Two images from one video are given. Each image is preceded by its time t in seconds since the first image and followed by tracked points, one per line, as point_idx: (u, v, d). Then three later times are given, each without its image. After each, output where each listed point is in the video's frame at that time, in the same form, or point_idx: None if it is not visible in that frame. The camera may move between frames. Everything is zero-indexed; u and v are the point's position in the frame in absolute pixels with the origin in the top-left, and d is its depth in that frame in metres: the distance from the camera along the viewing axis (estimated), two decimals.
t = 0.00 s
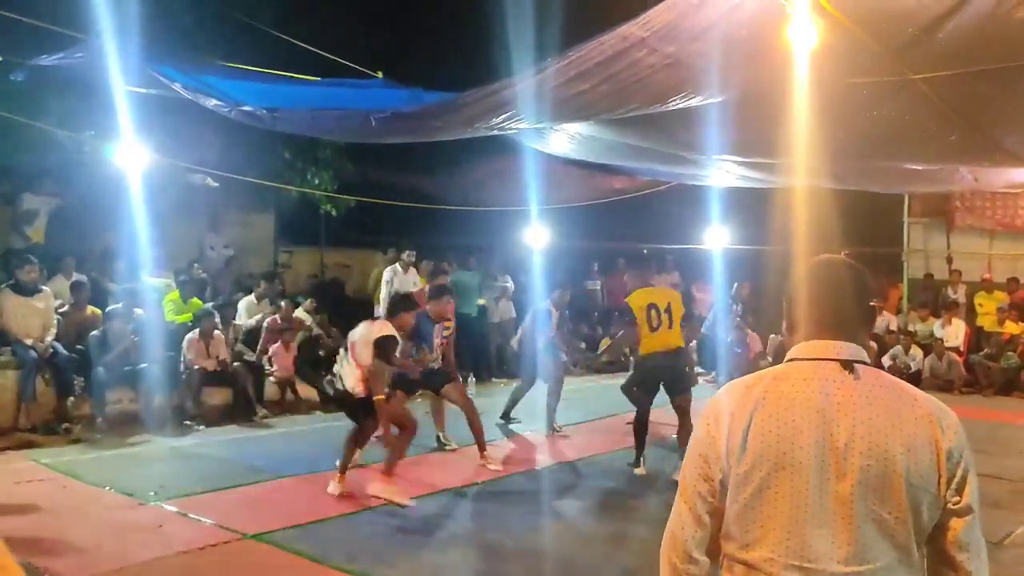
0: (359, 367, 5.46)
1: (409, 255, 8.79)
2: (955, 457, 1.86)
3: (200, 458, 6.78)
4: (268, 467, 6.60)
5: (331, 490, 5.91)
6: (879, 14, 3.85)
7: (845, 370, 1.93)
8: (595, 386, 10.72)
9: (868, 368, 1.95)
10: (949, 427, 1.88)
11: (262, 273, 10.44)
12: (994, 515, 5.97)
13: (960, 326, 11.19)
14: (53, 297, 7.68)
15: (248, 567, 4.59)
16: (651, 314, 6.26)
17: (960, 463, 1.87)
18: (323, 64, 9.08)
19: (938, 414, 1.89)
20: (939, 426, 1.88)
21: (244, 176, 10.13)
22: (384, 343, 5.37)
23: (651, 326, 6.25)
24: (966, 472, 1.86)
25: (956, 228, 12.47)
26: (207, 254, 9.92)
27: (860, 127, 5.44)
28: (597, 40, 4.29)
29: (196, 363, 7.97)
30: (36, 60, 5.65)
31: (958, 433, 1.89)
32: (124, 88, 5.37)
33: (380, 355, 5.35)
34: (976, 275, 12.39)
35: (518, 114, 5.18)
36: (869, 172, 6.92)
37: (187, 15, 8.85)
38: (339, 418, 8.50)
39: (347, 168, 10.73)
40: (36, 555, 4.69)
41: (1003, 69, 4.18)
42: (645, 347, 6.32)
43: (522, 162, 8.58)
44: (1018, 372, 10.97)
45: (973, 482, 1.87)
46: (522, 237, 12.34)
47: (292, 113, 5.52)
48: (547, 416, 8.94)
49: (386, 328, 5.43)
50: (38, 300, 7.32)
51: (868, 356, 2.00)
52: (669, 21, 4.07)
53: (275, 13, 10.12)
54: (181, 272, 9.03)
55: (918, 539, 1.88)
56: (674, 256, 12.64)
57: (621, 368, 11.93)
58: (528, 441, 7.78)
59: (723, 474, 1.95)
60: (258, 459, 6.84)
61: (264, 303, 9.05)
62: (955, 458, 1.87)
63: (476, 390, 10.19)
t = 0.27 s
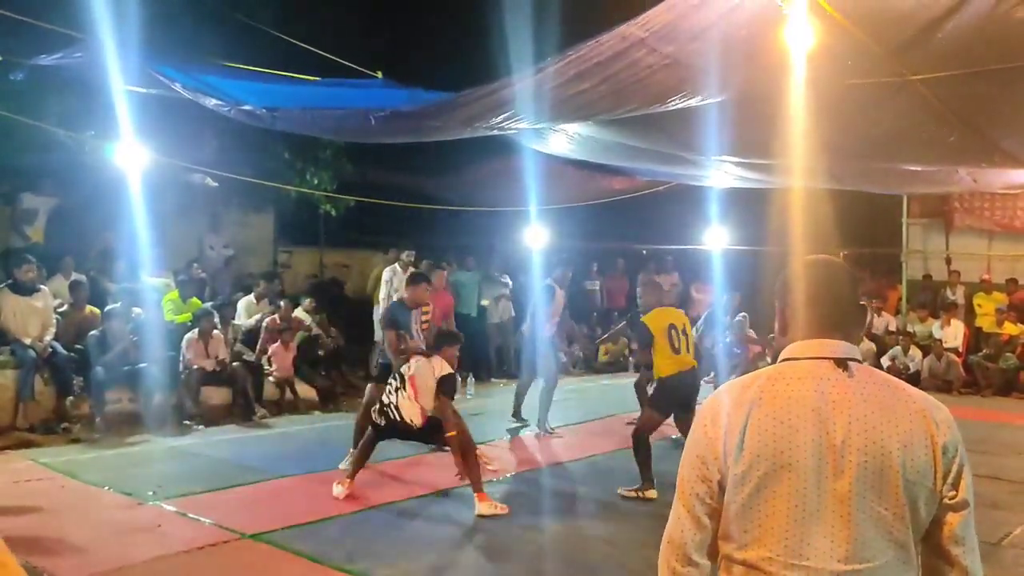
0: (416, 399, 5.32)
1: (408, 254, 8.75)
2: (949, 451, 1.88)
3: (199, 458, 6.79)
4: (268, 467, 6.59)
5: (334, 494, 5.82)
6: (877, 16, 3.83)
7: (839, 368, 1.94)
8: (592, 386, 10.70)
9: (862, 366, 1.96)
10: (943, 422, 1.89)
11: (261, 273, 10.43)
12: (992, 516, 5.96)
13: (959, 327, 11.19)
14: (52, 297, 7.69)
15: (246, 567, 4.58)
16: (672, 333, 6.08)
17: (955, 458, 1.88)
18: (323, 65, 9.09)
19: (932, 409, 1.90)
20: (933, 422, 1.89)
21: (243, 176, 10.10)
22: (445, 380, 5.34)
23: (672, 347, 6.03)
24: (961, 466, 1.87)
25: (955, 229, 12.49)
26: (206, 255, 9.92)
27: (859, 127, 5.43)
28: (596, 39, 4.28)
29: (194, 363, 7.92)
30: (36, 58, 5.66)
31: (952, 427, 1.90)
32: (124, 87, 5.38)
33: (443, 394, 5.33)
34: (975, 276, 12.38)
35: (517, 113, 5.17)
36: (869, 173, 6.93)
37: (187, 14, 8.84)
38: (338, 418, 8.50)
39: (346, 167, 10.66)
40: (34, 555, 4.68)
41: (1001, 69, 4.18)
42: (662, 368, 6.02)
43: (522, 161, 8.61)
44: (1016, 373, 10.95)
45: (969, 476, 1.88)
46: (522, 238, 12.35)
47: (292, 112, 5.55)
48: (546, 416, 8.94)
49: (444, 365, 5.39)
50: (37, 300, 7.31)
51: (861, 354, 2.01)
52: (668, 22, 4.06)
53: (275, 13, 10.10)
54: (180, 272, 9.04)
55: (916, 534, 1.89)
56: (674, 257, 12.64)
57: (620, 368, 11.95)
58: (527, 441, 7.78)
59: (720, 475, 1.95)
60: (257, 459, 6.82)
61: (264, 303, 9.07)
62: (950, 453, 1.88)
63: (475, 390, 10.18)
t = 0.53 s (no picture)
0: (361, 352, 5.48)
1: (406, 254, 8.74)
2: (947, 451, 1.88)
3: (197, 458, 6.78)
4: (266, 467, 6.58)
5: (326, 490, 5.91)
6: (876, 15, 3.82)
7: (836, 367, 1.94)
8: (591, 386, 10.70)
9: (859, 365, 1.95)
10: (940, 422, 1.89)
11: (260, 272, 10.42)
12: (990, 517, 5.95)
13: (957, 327, 11.19)
14: (51, 296, 7.69)
15: (243, 567, 4.57)
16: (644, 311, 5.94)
17: (952, 458, 1.88)
18: (322, 64, 9.09)
19: (929, 409, 1.90)
20: (930, 421, 1.89)
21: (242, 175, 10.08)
22: (385, 324, 5.43)
23: (645, 326, 5.91)
24: (957, 466, 1.88)
25: (953, 229, 12.49)
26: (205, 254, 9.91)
27: (858, 127, 5.42)
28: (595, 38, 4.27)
29: (193, 362, 7.88)
30: (35, 57, 5.66)
31: (950, 427, 1.90)
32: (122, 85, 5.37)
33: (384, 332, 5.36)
34: (974, 276, 12.38)
35: (516, 113, 5.17)
36: (868, 173, 6.93)
37: (185, 13, 8.83)
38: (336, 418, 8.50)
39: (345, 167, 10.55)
40: (31, 554, 4.68)
41: (1001, 69, 4.18)
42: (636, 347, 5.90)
43: (521, 160, 8.61)
44: (1016, 373, 10.93)
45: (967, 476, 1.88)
46: (521, 237, 12.35)
47: (291, 111, 5.53)
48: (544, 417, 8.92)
49: (383, 311, 5.51)
50: (36, 299, 7.29)
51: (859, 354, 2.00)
52: (666, 20, 4.05)
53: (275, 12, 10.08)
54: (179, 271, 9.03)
55: (914, 534, 1.89)
56: (673, 257, 12.65)
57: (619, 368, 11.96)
58: (526, 441, 7.77)
59: (717, 475, 1.95)
60: (255, 459, 6.82)
61: (263, 302, 9.08)
62: (948, 452, 1.88)
63: (473, 390, 10.17)
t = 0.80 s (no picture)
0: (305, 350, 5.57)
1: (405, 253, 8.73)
2: (947, 452, 1.87)
3: (195, 457, 6.78)
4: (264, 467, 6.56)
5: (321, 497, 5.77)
6: (875, 15, 3.81)
7: (836, 368, 1.93)
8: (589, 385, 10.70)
9: (858, 365, 1.95)
10: (940, 422, 1.89)
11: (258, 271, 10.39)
12: (989, 517, 5.94)
13: (956, 327, 11.18)
14: (48, 294, 7.68)
15: (240, 566, 4.57)
16: (593, 315, 5.76)
17: (953, 458, 1.88)
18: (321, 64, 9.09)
19: (929, 409, 1.90)
20: (931, 422, 1.88)
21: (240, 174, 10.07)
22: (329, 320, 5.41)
23: (593, 330, 5.73)
24: (958, 467, 1.87)
25: (952, 229, 12.51)
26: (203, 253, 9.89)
27: (857, 127, 5.42)
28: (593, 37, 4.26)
29: (191, 361, 7.86)
30: (33, 55, 5.64)
31: (950, 427, 1.90)
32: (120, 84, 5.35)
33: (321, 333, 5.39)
34: (972, 276, 12.39)
35: (514, 112, 5.16)
36: (867, 173, 6.93)
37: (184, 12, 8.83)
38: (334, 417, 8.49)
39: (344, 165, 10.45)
40: (28, 554, 4.66)
41: (1000, 68, 4.16)
42: (582, 352, 5.74)
43: (519, 159, 8.61)
44: (1013, 373, 10.96)
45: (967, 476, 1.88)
46: (519, 237, 12.36)
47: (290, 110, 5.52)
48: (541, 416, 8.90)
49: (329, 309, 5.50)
50: (34, 298, 7.24)
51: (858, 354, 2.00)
52: (665, 19, 4.05)
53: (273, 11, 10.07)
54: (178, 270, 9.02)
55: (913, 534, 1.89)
56: (672, 257, 12.66)
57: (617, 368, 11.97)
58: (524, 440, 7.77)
59: (716, 474, 1.95)
60: (253, 458, 6.80)
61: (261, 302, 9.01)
62: (948, 453, 1.87)
63: (472, 390, 10.17)
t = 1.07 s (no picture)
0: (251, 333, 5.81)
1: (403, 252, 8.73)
2: (946, 452, 1.87)
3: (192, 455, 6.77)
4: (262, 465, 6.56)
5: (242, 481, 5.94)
6: (875, 14, 3.81)
7: (836, 367, 1.93)
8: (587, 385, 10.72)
9: (858, 365, 1.95)
10: (939, 423, 1.89)
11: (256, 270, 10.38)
12: (987, 516, 5.95)
13: (953, 326, 11.20)
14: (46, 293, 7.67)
15: (238, 565, 4.56)
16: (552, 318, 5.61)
17: (952, 459, 1.88)
18: (319, 63, 9.08)
19: (929, 409, 1.90)
20: (930, 422, 1.89)
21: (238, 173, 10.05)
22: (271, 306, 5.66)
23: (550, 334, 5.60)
24: (957, 467, 1.88)
25: (949, 228, 12.54)
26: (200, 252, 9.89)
27: (855, 126, 5.42)
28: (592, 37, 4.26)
29: (188, 360, 7.82)
30: (30, 53, 5.63)
31: (950, 428, 1.90)
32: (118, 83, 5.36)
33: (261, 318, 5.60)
34: (970, 276, 12.42)
35: (513, 111, 5.16)
36: (865, 172, 6.93)
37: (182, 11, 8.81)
38: (332, 415, 8.48)
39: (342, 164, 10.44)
40: (25, 553, 4.65)
41: (997, 67, 4.16)
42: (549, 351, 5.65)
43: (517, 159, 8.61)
44: (1010, 372, 11.00)
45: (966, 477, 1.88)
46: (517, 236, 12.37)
47: (287, 108, 5.53)
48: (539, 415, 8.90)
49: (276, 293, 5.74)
50: (32, 297, 7.22)
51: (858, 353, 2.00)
52: (663, 20, 4.05)
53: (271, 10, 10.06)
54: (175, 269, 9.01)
55: (913, 535, 1.89)
56: (670, 256, 12.69)
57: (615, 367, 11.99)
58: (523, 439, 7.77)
59: (715, 473, 1.95)
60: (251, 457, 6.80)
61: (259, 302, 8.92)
62: (948, 453, 1.88)
63: (470, 388, 10.16)
